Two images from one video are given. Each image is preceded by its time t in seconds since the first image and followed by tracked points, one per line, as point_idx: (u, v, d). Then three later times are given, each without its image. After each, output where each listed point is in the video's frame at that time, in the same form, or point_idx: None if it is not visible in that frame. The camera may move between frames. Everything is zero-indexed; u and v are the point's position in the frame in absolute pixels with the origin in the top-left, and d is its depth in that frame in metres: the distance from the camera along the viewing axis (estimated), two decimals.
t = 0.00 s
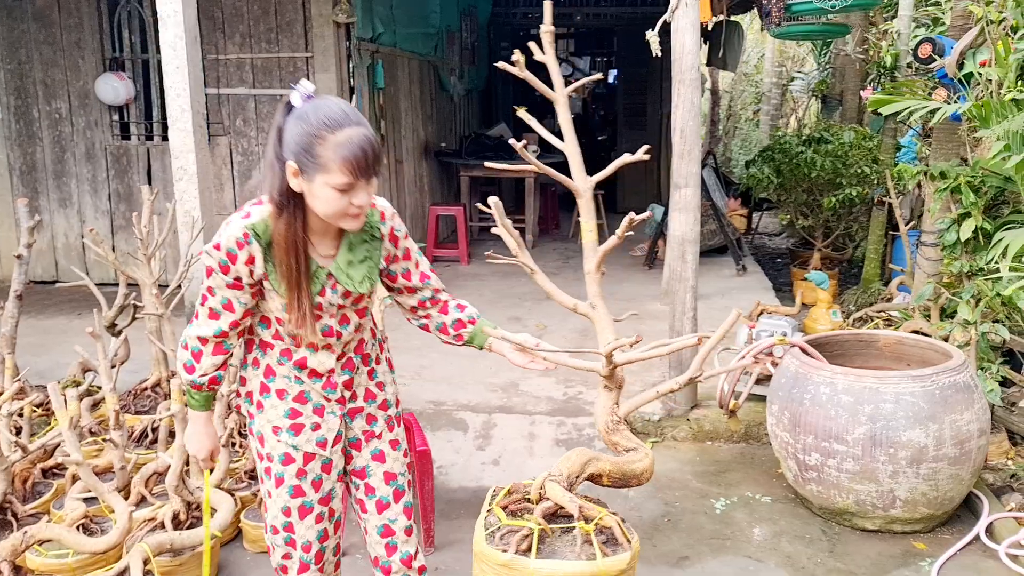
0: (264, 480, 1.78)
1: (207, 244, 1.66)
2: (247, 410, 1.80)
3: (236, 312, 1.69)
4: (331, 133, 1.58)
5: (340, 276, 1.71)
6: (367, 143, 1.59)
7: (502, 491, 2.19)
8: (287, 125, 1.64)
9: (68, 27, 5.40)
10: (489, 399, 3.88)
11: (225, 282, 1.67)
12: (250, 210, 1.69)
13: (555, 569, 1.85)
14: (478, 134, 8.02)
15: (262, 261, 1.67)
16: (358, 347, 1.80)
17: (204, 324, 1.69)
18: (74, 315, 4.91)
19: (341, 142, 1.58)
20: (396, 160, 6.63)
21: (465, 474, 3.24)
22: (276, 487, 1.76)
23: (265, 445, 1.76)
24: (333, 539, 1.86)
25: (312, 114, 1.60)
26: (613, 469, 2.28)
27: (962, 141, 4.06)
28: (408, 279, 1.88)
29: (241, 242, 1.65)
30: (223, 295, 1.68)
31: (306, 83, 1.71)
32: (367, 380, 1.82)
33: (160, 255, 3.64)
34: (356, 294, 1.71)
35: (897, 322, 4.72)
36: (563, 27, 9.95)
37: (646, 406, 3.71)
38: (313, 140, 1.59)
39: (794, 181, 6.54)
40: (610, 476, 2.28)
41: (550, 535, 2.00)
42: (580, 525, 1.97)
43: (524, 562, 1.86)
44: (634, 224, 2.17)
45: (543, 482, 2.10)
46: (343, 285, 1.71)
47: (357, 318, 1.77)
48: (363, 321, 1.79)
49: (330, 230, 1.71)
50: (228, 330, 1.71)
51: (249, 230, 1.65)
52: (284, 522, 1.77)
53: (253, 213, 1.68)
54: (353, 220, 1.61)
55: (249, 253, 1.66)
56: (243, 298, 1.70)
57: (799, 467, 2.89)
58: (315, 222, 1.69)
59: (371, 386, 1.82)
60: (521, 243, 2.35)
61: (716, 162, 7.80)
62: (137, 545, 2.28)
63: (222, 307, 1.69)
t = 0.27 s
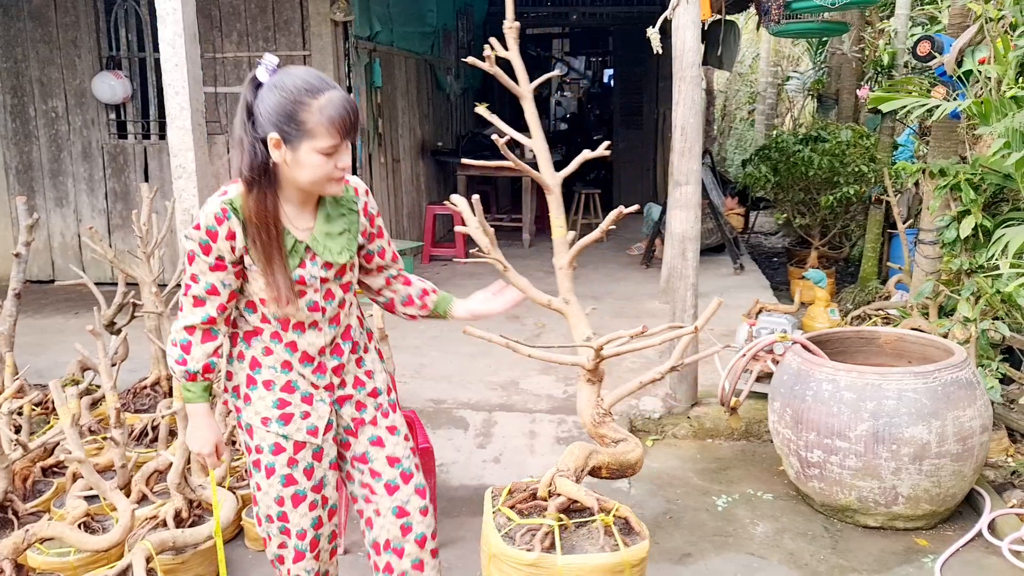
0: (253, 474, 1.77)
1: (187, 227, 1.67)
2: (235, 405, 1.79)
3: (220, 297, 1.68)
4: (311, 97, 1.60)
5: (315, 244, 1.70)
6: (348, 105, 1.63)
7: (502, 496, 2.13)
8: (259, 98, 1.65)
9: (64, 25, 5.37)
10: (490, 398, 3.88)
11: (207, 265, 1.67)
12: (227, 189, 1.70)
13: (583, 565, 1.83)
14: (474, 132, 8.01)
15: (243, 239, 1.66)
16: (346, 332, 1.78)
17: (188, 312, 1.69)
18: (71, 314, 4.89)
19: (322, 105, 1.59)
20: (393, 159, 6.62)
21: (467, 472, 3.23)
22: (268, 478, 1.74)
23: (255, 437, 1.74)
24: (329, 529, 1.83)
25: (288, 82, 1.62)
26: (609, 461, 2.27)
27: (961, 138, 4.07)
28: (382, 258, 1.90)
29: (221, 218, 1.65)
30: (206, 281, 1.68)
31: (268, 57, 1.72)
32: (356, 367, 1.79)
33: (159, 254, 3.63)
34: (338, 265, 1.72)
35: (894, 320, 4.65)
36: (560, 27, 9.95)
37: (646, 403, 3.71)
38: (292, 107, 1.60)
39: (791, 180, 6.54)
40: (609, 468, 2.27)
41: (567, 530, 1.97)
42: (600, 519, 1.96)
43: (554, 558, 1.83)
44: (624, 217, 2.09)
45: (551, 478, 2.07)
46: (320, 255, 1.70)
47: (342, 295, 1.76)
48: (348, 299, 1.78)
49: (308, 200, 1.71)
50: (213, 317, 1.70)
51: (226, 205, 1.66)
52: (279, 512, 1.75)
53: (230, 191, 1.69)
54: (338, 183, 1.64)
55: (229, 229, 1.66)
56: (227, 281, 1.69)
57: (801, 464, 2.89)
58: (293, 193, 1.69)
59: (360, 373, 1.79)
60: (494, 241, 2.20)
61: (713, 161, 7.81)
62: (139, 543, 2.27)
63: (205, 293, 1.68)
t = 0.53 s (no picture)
0: (261, 460, 1.81)
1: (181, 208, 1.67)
2: (235, 391, 1.82)
3: (219, 274, 1.69)
4: (301, 65, 1.65)
5: (313, 212, 1.76)
6: (336, 75, 1.69)
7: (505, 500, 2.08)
8: (246, 70, 1.69)
9: (63, 25, 5.36)
10: (490, 397, 3.88)
11: (204, 241, 1.67)
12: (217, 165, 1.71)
13: (607, 561, 1.82)
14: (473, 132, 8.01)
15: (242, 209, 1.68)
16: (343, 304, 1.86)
17: (187, 293, 1.68)
18: (70, 314, 4.88)
19: (310, 74, 1.65)
20: (391, 159, 6.61)
21: (468, 471, 3.23)
22: (276, 463, 1.80)
23: (261, 423, 1.79)
24: (332, 507, 1.90)
25: (276, 51, 1.67)
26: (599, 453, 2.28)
27: (959, 137, 4.08)
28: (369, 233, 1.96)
29: (218, 190, 1.67)
30: (203, 258, 1.68)
31: (253, 33, 1.76)
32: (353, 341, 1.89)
33: (159, 254, 3.62)
34: (335, 231, 1.79)
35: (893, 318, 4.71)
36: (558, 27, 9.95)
37: (647, 402, 3.71)
38: (281, 75, 1.64)
39: (790, 179, 6.54)
40: (605, 463, 2.27)
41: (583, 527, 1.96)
42: (616, 513, 1.97)
43: (582, 558, 1.81)
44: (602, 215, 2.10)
45: (559, 477, 2.04)
46: (318, 222, 1.75)
47: (339, 262, 1.83)
48: (344, 267, 1.85)
49: (298, 169, 1.75)
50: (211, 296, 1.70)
51: (222, 177, 1.68)
52: (288, 494, 1.81)
53: (221, 165, 1.71)
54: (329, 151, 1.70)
55: (226, 202, 1.67)
56: (223, 257, 1.69)
57: (802, 462, 2.89)
58: (284, 164, 1.73)
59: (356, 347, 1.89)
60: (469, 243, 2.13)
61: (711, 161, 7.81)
62: (142, 542, 2.27)
63: (202, 271, 1.68)
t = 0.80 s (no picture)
0: (263, 454, 1.83)
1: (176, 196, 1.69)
2: (233, 379, 1.82)
3: (216, 257, 1.69)
4: (282, 50, 1.69)
5: (308, 191, 1.79)
6: (318, 59, 1.72)
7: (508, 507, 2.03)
8: (232, 59, 1.73)
9: (58, 25, 5.34)
10: (489, 397, 3.88)
11: (200, 225, 1.69)
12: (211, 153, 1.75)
13: (629, 556, 1.81)
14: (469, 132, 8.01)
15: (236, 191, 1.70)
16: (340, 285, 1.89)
17: (186, 279, 1.69)
18: (66, 315, 4.86)
19: (292, 58, 1.68)
20: (387, 159, 6.60)
21: (467, 472, 3.23)
22: (279, 455, 1.82)
23: (262, 416, 1.81)
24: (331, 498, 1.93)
25: (259, 37, 1.70)
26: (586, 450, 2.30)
27: (956, 138, 4.10)
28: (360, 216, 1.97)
29: (212, 174, 1.70)
30: (200, 243, 1.69)
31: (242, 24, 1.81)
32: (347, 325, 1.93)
33: (156, 254, 3.61)
34: (331, 210, 1.82)
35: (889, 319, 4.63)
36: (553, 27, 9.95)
37: (645, 402, 3.71)
38: (265, 61, 1.68)
39: (786, 179, 6.55)
40: (597, 460, 2.28)
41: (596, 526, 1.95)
42: (627, 509, 1.97)
43: (605, 555, 1.79)
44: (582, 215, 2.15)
45: (564, 478, 2.03)
46: (315, 202, 1.79)
47: (337, 242, 1.86)
48: (342, 249, 1.89)
49: (289, 152, 1.79)
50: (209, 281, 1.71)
51: (216, 163, 1.71)
52: (292, 489, 1.84)
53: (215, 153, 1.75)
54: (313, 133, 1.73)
55: (221, 184, 1.70)
56: (220, 241, 1.70)
57: (801, 462, 2.90)
58: (272, 147, 1.77)
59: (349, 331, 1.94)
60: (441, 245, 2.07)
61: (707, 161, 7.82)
62: (142, 543, 2.26)
63: (199, 255, 1.69)
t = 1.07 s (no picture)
0: (258, 444, 1.83)
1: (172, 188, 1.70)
2: (229, 370, 1.81)
3: (210, 248, 1.69)
4: (269, 46, 1.69)
5: (303, 182, 1.79)
6: (304, 54, 1.71)
7: (517, 514, 2.00)
8: (223, 57, 1.73)
9: (58, 25, 5.33)
10: (490, 397, 3.87)
11: (195, 217, 1.68)
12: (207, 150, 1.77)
13: (650, 548, 1.82)
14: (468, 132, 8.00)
15: (228, 181, 1.70)
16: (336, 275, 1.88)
17: (181, 270, 1.69)
18: (65, 315, 4.84)
19: (280, 53, 1.69)
20: (387, 159, 6.59)
21: (468, 472, 3.22)
22: (272, 449, 1.81)
23: (256, 409, 1.80)
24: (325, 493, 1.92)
25: (246, 34, 1.71)
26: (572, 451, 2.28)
27: (957, 137, 4.11)
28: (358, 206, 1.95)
29: (206, 166, 1.71)
30: (195, 235, 1.69)
31: (234, 23, 1.81)
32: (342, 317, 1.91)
33: (157, 254, 3.60)
34: (326, 199, 1.83)
35: (889, 319, 4.68)
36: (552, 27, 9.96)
37: (646, 402, 3.71)
38: (253, 57, 1.68)
39: (785, 179, 6.55)
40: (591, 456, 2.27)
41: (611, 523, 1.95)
42: (640, 502, 1.99)
43: (630, 550, 1.79)
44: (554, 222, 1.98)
45: (572, 477, 2.03)
46: (309, 191, 1.79)
47: (331, 231, 1.85)
48: (336, 237, 1.87)
49: (279, 147, 1.78)
50: (204, 272, 1.71)
51: (209, 155, 1.72)
52: (286, 482, 1.83)
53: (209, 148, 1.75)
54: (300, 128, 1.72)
55: (214, 176, 1.70)
56: (214, 233, 1.70)
57: (804, 462, 2.90)
58: (262, 142, 1.76)
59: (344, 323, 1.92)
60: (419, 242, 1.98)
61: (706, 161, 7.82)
62: (145, 544, 2.26)
63: (194, 247, 1.69)
